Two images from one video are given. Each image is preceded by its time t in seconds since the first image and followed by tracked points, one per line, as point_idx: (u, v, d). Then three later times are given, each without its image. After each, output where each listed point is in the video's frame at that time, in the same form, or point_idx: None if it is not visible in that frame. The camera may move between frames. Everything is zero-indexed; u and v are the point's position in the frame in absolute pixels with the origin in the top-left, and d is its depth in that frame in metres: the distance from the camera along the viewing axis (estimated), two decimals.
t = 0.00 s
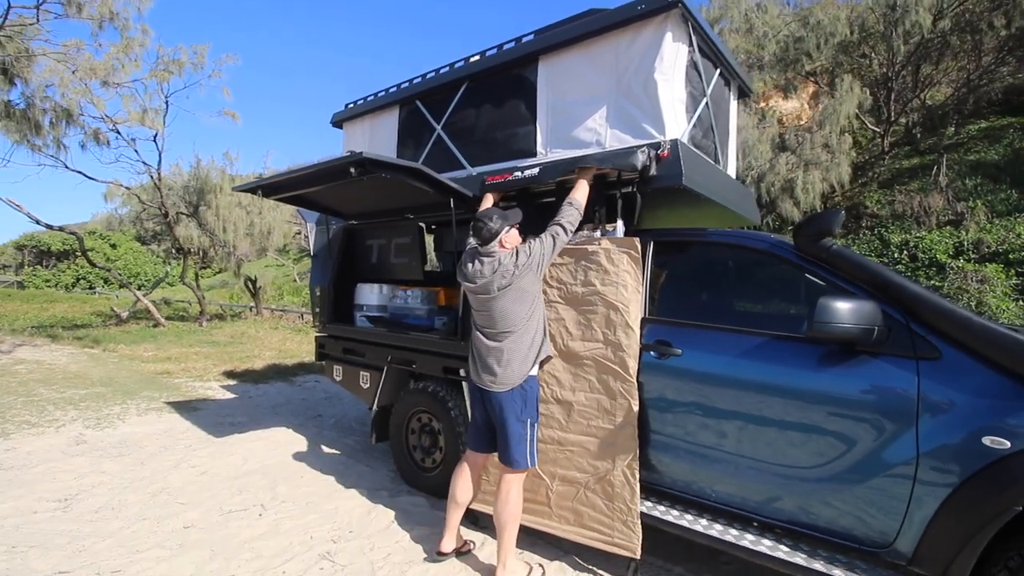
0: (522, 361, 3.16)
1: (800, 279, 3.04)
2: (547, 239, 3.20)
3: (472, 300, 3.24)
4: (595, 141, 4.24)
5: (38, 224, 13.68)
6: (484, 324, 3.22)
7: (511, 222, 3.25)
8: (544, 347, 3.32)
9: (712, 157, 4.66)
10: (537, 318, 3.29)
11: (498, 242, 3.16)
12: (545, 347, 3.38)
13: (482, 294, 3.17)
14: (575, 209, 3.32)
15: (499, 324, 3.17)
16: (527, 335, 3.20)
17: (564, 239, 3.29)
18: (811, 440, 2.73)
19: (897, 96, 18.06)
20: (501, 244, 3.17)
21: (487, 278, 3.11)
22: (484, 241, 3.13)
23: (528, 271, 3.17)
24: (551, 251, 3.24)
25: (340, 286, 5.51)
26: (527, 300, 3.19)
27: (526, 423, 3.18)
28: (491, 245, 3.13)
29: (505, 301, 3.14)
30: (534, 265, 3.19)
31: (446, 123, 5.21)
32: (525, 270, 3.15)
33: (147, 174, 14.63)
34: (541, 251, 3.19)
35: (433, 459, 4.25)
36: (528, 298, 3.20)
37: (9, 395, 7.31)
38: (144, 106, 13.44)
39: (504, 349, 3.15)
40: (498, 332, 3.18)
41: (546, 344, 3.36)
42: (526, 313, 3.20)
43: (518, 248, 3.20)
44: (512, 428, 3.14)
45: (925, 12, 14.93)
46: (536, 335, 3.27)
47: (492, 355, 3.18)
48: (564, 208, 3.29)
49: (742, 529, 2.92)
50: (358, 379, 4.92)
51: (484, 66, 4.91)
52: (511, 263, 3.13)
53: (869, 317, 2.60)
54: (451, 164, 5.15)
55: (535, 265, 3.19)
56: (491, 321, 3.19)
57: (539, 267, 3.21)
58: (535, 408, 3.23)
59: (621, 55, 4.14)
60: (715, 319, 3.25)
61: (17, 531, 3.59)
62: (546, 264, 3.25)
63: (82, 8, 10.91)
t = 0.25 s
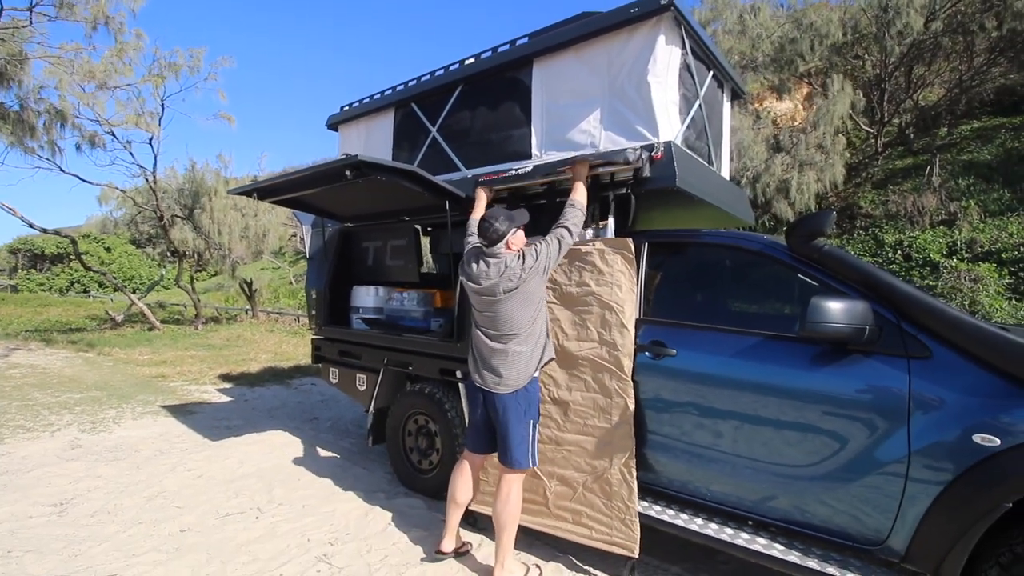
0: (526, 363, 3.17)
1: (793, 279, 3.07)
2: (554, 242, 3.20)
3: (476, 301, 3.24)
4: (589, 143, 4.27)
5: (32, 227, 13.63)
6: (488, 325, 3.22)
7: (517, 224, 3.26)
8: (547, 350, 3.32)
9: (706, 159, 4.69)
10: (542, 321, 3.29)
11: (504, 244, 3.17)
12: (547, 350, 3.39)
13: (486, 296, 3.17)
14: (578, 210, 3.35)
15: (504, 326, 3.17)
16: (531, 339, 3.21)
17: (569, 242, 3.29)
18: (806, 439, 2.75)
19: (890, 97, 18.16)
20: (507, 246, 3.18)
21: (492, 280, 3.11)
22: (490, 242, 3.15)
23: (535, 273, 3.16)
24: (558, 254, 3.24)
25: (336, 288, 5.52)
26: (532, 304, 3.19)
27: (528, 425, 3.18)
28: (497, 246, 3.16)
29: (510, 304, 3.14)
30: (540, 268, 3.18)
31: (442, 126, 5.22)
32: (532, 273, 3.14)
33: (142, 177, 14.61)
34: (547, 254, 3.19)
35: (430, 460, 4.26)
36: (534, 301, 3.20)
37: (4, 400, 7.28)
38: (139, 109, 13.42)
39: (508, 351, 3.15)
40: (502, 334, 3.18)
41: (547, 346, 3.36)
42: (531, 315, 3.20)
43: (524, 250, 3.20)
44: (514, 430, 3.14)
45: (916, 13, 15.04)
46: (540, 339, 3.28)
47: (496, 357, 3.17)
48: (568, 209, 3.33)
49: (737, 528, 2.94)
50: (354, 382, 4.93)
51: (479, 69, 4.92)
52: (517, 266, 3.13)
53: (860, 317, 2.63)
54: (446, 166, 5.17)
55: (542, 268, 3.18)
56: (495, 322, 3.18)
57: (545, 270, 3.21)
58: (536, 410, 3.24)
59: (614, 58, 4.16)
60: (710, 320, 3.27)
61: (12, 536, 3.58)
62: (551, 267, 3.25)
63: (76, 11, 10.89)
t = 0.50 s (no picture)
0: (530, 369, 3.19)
1: (789, 283, 3.09)
2: (557, 248, 3.23)
3: (478, 308, 3.23)
4: (586, 148, 4.29)
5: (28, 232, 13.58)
6: (491, 332, 3.21)
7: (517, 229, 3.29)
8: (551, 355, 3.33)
9: (702, 163, 4.71)
10: (543, 327, 3.31)
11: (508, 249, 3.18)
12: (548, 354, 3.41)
13: (490, 303, 3.15)
14: (578, 215, 3.39)
15: (508, 333, 3.17)
16: (535, 344, 3.22)
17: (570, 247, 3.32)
18: (802, 442, 2.76)
19: (885, 101, 18.24)
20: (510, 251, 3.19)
21: (496, 287, 3.11)
22: (494, 248, 3.17)
23: (538, 279, 3.18)
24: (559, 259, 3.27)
25: (333, 292, 5.52)
26: (536, 310, 3.20)
27: (533, 429, 3.19)
28: (501, 252, 3.16)
29: (515, 310, 3.14)
30: (543, 274, 3.20)
31: (439, 130, 5.24)
32: (536, 279, 3.16)
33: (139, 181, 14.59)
34: (549, 260, 3.21)
35: (428, 465, 4.26)
36: (536, 307, 3.22)
37: None
38: (135, 113, 13.41)
39: (513, 358, 3.16)
40: (506, 341, 3.18)
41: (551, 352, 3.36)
42: (534, 321, 3.21)
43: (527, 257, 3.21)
44: (519, 435, 3.16)
45: (909, 18, 15.14)
46: (542, 344, 3.30)
47: (500, 364, 3.17)
48: (569, 214, 3.36)
49: (734, 531, 2.95)
50: (352, 386, 4.93)
51: (475, 74, 4.95)
52: (521, 272, 3.14)
53: (856, 320, 2.65)
54: (442, 171, 5.18)
55: (544, 274, 3.20)
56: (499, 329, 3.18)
57: (547, 276, 3.23)
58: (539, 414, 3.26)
59: (611, 63, 4.18)
60: (707, 323, 3.28)
61: (7, 541, 3.57)
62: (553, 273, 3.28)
63: (73, 16, 10.89)
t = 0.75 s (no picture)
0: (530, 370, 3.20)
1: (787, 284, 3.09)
2: (554, 250, 3.22)
3: (477, 312, 3.22)
4: (585, 149, 4.30)
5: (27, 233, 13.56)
6: (491, 336, 3.21)
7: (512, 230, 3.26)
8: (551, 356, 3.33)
9: (701, 165, 4.72)
10: (542, 329, 3.32)
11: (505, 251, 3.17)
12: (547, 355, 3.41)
13: (489, 307, 3.15)
14: (573, 215, 3.33)
15: (508, 336, 3.17)
16: (535, 346, 3.24)
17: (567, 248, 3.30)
18: (802, 444, 2.77)
19: (883, 102, 18.25)
20: (507, 252, 3.19)
21: (494, 291, 3.10)
22: (490, 251, 3.13)
23: (536, 282, 3.18)
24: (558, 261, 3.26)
25: (332, 293, 5.52)
26: (535, 313, 3.21)
27: (531, 432, 3.18)
28: (499, 254, 3.15)
29: (514, 314, 3.15)
30: (540, 276, 3.19)
31: (438, 131, 5.24)
32: (534, 282, 3.16)
33: (138, 183, 14.59)
34: (547, 262, 3.20)
35: (427, 466, 4.26)
36: (535, 309, 3.22)
37: None
38: (134, 114, 13.40)
39: (514, 361, 3.16)
40: (506, 345, 3.18)
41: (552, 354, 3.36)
42: (533, 323, 3.22)
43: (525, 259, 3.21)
44: (519, 438, 3.16)
45: (907, 20, 15.18)
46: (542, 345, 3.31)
47: (502, 368, 3.18)
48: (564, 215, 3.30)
49: (734, 533, 2.95)
50: (351, 387, 4.93)
51: (474, 76, 4.95)
52: (519, 275, 3.14)
53: (855, 321, 2.65)
54: (441, 172, 5.19)
55: (542, 276, 3.20)
56: (499, 333, 3.18)
57: (545, 279, 3.22)
58: (540, 416, 3.25)
59: (610, 64, 4.19)
60: (706, 324, 3.28)
61: (7, 543, 3.57)
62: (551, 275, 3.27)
63: (73, 17, 10.89)
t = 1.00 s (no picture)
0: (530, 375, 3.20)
1: (791, 287, 3.08)
2: (551, 255, 3.21)
3: (475, 317, 3.22)
4: (588, 151, 4.30)
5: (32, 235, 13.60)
6: (488, 341, 3.20)
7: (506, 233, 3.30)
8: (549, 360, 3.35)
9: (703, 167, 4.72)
10: (541, 334, 3.31)
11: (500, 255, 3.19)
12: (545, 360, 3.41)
13: (486, 310, 3.15)
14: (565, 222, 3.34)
15: (506, 340, 3.16)
16: (534, 350, 3.22)
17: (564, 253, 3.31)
18: (805, 447, 2.76)
19: (887, 104, 18.21)
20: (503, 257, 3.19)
21: (492, 295, 3.10)
22: (486, 254, 3.15)
23: (534, 285, 3.17)
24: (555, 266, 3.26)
25: (335, 295, 5.53)
26: (533, 317, 3.20)
27: (535, 437, 3.20)
28: (495, 258, 3.16)
29: (512, 318, 3.14)
30: (539, 280, 3.19)
31: (441, 134, 5.25)
32: (531, 286, 3.15)
33: (142, 186, 14.64)
34: (545, 266, 3.20)
35: (429, 468, 4.26)
36: (533, 314, 3.21)
37: (2, 408, 7.26)
38: (138, 118, 13.45)
39: (513, 365, 3.15)
40: (505, 349, 3.17)
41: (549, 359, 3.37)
42: (531, 327, 3.21)
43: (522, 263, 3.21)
44: (523, 445, 3.15)
45: (911, 21, 15.16)
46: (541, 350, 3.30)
47: (501, 372, 3.16)
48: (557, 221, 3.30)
49: (737, 536, 2.94)
50: (353, 389, 4.92)
51: (477, 78, 4.97)
52: (517, 279, 3.14)
53: (859, 324, 2.64)
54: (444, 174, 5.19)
55: (540, 280, 3.19)
56: (497, 337, 3.17)
57: (544, 283, 3.22)
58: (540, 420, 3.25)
59: (612, 66, 4.19)
60: (710, 327, 3.27)
61: (11, 544, 3.57)
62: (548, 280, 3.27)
63: (78, 22, 10.95)
